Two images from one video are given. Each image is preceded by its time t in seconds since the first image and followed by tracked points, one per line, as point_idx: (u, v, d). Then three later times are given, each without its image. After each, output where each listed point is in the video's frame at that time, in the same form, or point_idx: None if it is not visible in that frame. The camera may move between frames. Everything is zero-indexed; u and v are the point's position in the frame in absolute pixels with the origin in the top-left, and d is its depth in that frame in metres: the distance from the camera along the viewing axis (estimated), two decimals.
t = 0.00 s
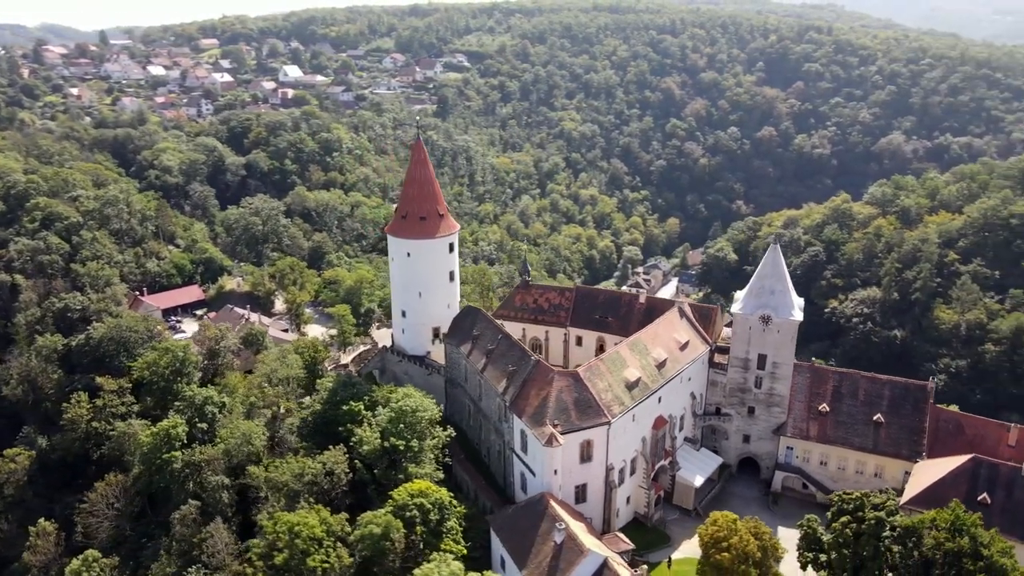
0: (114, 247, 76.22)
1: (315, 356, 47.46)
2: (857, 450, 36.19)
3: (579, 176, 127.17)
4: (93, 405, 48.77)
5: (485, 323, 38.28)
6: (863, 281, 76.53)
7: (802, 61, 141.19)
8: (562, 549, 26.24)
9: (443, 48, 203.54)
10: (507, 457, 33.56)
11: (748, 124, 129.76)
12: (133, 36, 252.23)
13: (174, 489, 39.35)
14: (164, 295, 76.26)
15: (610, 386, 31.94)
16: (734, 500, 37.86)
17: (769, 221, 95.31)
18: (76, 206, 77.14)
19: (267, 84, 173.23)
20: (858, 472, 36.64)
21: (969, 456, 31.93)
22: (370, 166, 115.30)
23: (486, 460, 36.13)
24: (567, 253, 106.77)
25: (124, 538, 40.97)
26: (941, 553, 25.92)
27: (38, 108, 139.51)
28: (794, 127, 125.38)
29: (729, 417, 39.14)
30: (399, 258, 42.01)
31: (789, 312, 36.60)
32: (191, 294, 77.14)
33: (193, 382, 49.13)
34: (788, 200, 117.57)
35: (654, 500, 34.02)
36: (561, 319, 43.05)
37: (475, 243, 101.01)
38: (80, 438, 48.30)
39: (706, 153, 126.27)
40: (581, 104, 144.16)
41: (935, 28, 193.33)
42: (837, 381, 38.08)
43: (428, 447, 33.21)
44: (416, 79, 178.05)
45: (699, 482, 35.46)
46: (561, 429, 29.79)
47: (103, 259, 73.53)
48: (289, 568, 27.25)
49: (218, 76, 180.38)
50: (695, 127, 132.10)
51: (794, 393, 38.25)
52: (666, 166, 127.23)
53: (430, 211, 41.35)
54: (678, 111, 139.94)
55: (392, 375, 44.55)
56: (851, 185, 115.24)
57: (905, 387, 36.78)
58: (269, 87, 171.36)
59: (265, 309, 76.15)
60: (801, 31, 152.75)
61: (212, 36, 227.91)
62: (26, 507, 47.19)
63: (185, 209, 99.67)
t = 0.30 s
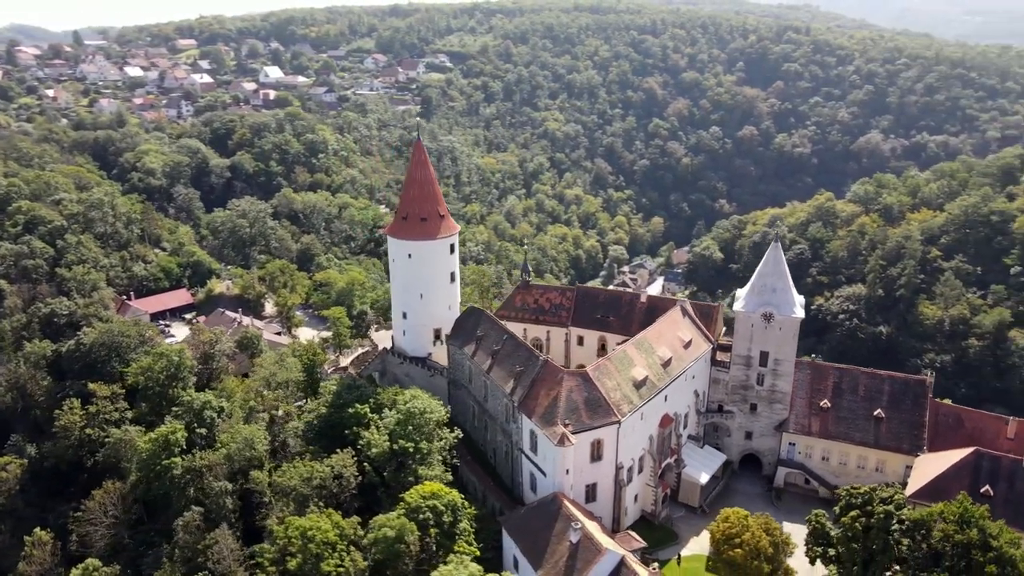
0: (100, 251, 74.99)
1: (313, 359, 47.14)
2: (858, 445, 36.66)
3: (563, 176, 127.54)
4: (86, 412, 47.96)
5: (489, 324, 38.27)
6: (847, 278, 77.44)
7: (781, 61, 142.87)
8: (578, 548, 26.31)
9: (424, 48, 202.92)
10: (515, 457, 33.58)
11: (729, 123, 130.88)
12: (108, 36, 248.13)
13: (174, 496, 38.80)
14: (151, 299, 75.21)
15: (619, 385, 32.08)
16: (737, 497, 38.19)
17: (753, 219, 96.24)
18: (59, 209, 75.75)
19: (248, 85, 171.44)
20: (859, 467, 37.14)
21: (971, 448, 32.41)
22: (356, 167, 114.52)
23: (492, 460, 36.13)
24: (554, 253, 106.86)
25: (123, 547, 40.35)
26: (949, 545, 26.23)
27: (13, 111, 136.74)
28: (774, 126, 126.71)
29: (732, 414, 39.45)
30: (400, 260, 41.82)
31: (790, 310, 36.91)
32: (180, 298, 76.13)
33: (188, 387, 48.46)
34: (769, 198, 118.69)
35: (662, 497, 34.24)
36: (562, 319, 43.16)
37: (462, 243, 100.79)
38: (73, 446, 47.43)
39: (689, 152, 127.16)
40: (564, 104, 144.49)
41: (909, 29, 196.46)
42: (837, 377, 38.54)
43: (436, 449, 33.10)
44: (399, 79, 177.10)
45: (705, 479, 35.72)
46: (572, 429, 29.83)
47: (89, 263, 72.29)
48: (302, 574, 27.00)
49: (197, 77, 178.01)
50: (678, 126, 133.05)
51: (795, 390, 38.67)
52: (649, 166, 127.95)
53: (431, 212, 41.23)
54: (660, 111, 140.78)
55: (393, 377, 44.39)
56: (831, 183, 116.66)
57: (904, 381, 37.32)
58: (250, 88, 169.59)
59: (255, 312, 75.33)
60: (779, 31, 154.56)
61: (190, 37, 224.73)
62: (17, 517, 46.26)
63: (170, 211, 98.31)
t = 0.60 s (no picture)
0: (85, 255, 73.78)
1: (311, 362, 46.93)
2: (859, 440, 37.18)
3: (547, 176, 127.80)
4: (79, 419, 47.19)
5: (492, 325, 38.23)
6: (832, 275, 78.37)
7: (760, 61, 144.54)
8: (593, 547, 26.40)
9: (406, 49, 202.12)
10: (523, 458, 33.60)
11: (711, 123, 131.86)
12: (82, 37, 243.75)
13: (175, 503, 38.35)
14: (139, 303, 74.07)
15: (627, 383, 32.23)
16: (740, 493, 38.56)
17: (738, 218, 97.01)
18: (42, 213, 74.37)
19: (228, 86, 169.48)
20: (860, 461, 37.68)
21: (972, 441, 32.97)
22: (342, 168, 113.67)
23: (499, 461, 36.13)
24: (540, 253, 106.81)
25: (122, 555, 39.80)
26: (957, 537, 26.70)
27: None
28: (755, 125, 127.96)
29: (734, 411, 39.76)
30: (402, 261, 41.66)
31: (792, 307, 37.31)
32: (168, 302, 75.15)
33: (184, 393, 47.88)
34: (751, 197, 119.75)
35: (669, 495, 34.45)
36: (563, 319, 43.29)
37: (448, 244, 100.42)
38: (66, 453, 46.64)
39: (671, 152, 127.92)
40: (546, 104, 144.63)
41: (883, 30, 199.65)
42: (837, 372, 39.03)
43: (444, 451, 33.04)
44: (381, 80, 176.02)
45: (710, 476, 36.06)
46: (583, 429, 29.90)
47: (75, 267, 71.15)
48: None
49: (176, 78, 175.39)
50: (660, 126, 133.85)
51: (796, 386, 39.10)
52: (633, 165, 128.51)
53: (432, 213, 41.12)
54: (642, 111, 141.47)
55: (393, 379, 44.19)
56: (811, 181, 118.10)
57: (902, 376, 37.90)
58: (230, 89, 167.61)
59: (247, 315, 74.52)
60: (758, 31, 156.39)
61: (166, 37, 221.23)
62: (9, 526, 45.52)
63: (154, 214, 96.78)
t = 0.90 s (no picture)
0: (70, 259, 72.45)
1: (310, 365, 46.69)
2: (860, 435, 37.67)
3: (532, 177, 127.80)
4: (74, 426, 46.46)
5: (496, 326, 38.22)
6: (817, 273, 79.22)
7: (741, 61, 146.02)
8: (609, 546, 26.47)
9: (388, 49, 201.21)
10: (531, 458, 33.62)
11: (693, 123, 132.72)
12: (56, 38, 239.26)
13: (176, 509, 37.96)
14: (126, 308, 72.82)
15: (635, 382, 32.41)
16: (744, 490, 38.87)
17: (723, 217, 97.57)
18: (25, 217, 73.03)
19: (208, 87, 167.38)
20: (861, 456, 38.17)
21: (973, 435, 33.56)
22: (328, 170, 112.81)
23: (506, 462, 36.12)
24: (527, 253, 106.64)
25: (121, 563, 39.22)
26: (965, 529, 27.09)
27: None
28: (736, 125, 129.05)
29: (736, 409, 40.07)
30: (403, 262, 41.51)
31: (794, 305, 37.75)
32: (156, 306, 74.08)
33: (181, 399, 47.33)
34: (734, 196, 120.74)
35: (676, 493, 34.67)
36: (565, 319, 43.42)
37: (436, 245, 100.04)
38: (61, 461, 45.88)
39: (654, 151, 128.50)
40: (530, 104, 144.45)
41: (858, 31, 202.74)
42: (836, 369, 39.57)
43: (453, 453, 32.97)
44: (363, 81, 174.88)
45: (716, 473, 36.34)
46: (593, 428, 29.97)
47: (60, 271, 69.86)
48: None
49: (155, 79, 172.74)
50: (643, 126, 134.42)
51: (797, 383, 39.54)
52: (617, 164, 128.88)
53: (433, 214, 41.01)
54: (625, 111, 141.99)
55: (394, 381, 43.96)
56: (791, 180, 119.48)
57: (901, 372, 38.49)
58: (210, 90, 165.48)
59: (237, 319, 73.59)
60: (738, 32, 158.08)
61: (142, 37, 217.25)
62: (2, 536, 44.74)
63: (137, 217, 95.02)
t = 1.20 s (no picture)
0: (56, 263, 71.27)
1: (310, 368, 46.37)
2: (861, 430, 38.18)
3: (518, 177, 127.79)
4: (68, 433, 45.72)
5: (501, 326, 38.23)
6: (803, 271, 80.22)
7: (722, 61, 147.36)
8: (625, 545, 26.58)
9: (370, 50, 200.06)
10: (540, 458, 33.70)
11: (675, 123, 133.70)
12: (29, 39, 234.49)
13: (178, 515, 37.50)
14: (113, 313, 71.86)
15: (643, 381, 32.60)
16: (747, 486, 39.20)
17: (708, 217, 97.95)
18: (8, 221, 71.88)
19: (188, 89, 165.32)
20: (862, 451, 38.70)
21: (973, 428, 34.14)
22: (315, 171, 111.28)
23: (514, 463, 36.13)
24: (514, 254, 106.35)
25: (121, 570, 38.69)
26: (971, 521, 27.61)
27: None
28: (718, 125, 130.20)
29: (738, 406, 40.40)
30: (404, 264, 41.39)
31: (794, 302, 38.16)
32: (145, 310, 73.17)
33: (178, 404, 46.72)
34: (716, 195, 121.75)
35: (683, 490, 34.90)
36: (566, 319, 43.58)
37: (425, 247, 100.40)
38: (55, 468, 45.12)
39: (638, 151, 129.10)
40: (514, 104, 143.98)
41: (834, 31, 205.78)
42: (836, 365, 40.04)
43: (462, 454, 32.87)
44: (346, 82, 173.75)
45: (720, 470, 36.70)
46: (604, 427, 30.08)
47: (46, 276, 68.52)
48: None
49: (134, 80, 170.04)
50: (626, 126, 134.83)
51: (798, 379, 39.98)
52: (601, 164, 129.34)
53: (435, 215, 40.92)
54: (609, 111, 142.46)
55: (395, 383, 43.79)
56: (771, 179, 120.84)
57: (899, 367, 39.07)
58: (191, 91, 163.42)
59: (228, 322, 72.67)
60: (718, 32, 159.62)
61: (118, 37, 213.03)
62: None
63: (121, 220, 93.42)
